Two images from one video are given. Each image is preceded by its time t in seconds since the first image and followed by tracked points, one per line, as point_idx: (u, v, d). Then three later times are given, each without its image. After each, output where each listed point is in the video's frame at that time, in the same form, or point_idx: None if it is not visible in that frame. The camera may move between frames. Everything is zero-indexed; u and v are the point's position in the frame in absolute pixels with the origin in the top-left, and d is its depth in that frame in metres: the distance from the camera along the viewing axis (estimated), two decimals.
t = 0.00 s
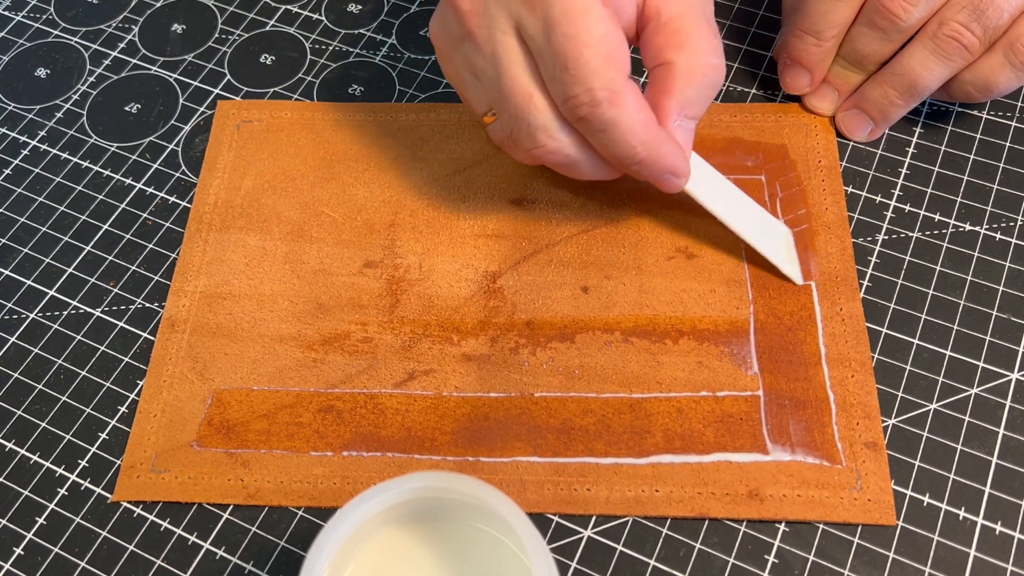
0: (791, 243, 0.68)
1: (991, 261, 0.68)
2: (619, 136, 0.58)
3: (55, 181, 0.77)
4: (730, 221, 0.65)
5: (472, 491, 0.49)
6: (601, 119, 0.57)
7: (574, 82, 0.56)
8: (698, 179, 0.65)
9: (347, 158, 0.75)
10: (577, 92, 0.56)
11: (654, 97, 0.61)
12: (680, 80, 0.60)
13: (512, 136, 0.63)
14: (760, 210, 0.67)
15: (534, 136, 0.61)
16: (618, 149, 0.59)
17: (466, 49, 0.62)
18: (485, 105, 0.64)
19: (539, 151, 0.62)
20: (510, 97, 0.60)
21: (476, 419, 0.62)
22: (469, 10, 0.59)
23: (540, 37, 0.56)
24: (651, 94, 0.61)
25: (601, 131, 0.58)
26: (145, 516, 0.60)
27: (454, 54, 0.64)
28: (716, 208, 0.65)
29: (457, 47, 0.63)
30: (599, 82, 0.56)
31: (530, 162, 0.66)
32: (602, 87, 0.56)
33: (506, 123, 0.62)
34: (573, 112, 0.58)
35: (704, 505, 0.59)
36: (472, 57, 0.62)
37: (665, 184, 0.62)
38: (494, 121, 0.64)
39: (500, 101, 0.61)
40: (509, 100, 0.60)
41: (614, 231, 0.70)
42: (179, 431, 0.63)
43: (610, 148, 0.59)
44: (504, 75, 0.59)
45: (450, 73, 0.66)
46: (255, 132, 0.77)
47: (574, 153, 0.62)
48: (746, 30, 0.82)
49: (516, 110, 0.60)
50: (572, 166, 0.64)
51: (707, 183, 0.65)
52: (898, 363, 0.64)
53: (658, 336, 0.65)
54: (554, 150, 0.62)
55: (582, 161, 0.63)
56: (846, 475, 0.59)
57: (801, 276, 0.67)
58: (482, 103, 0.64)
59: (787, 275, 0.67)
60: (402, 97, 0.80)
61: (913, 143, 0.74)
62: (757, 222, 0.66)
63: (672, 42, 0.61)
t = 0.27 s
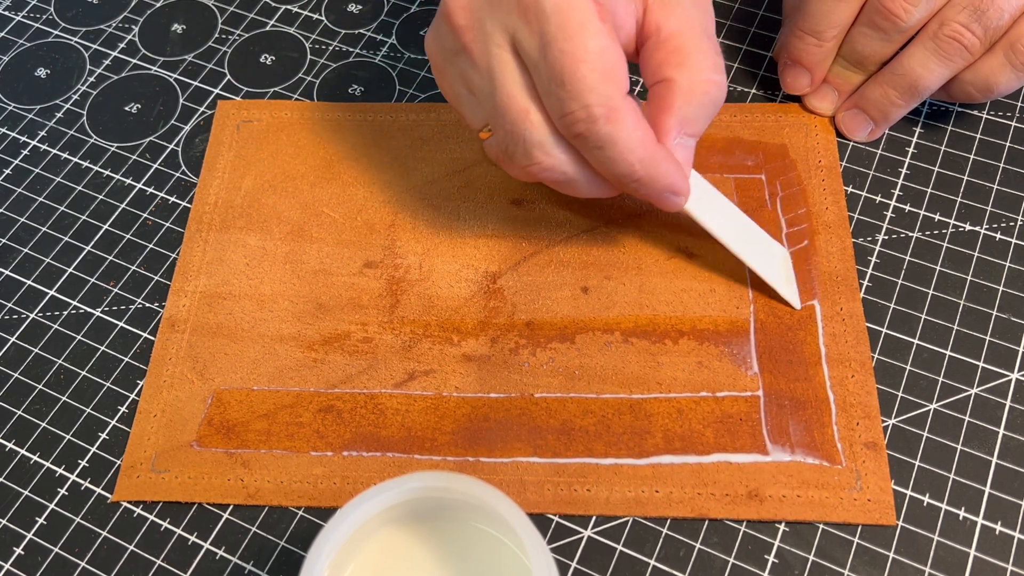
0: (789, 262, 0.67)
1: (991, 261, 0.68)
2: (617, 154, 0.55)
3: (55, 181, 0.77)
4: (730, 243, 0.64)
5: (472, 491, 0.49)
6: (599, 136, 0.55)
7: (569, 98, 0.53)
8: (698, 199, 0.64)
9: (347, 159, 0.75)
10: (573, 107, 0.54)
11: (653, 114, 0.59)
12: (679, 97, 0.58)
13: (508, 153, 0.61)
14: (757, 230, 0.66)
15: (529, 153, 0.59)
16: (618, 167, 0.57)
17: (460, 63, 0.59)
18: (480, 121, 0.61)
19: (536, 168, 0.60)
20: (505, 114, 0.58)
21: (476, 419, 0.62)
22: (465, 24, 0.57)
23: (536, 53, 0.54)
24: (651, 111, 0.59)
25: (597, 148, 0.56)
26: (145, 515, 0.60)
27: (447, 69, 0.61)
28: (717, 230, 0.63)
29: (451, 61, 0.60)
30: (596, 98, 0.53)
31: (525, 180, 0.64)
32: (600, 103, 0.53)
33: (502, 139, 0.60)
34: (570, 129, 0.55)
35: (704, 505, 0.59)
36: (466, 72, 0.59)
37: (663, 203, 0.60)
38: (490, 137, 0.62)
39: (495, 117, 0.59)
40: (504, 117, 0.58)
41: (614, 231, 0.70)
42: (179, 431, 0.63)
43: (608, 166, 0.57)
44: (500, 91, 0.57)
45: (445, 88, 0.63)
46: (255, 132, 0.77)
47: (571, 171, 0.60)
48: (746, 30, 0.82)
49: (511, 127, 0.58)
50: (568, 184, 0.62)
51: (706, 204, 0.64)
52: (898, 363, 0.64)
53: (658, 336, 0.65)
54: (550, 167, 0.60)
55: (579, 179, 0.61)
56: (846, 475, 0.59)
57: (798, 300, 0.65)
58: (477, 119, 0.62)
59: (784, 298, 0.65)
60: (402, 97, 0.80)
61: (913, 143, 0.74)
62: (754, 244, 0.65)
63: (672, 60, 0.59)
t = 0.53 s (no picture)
0: (805, 277, 0.65)
1: (991, 261, 0.68)
2: (635, 162, 0.53)
3: (55, 181, 0.77)
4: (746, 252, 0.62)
5: (472, 491, 0.49)
6: (617, 142, 0.52)
7: (587, 103, 0.51)
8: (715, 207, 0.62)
9: (347, 158, 0.75)
10: (591, 112, 0.51)
11: (668, 120, 0.57)
12: (696, 102, 0.56)
13: (519, 162, 0.58)
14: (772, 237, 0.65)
15: (542, 159, 0.56)
16: (634, 175, 0.54)
17: (470, 68, 0.57)
18: (491, 129, 0.59)
19: (547, 176, 0.57)
20: (519, 120, 0.55)
21: (476, 419, 0.62)
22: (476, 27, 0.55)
23: (552, 56, 0.52)
24: (665, 118, 0.57)
25: (616, 155, 0.53)
26: (145, 515, 0.60)
27: (456, 74, 0.59)
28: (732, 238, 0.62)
29: (460, 66, 0.58)
30: (615, 102, 0.51)
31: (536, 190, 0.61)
32: (618, 107, 0.51)
33: (514, 147, 0.57)
34: (587, 134, 0.53)
35: (704, 505, 0.59)
36: (477, 77, 0.57)
37: (679, 212, 0.57)
38: (500, 145, 0.59)
39: (507, 125, 0.56)
40: (517, 124, 0.56)
41: (614, 230, 0.70)
42: (179, 431, 0.63)
43: (623, 173, 0.54)
44: (512, 97, 0.55)
45: (453, 94, 0.61)
46: (255, 132, 0.77)
47: (585, 180, 0.57)
48: (746, 30, 0.82)
49: (524, 133, 0.55)
50: (581, 194, 0.59)
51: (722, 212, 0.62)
52: (898, 363, 0.64)
53: (658, 335, 0.65)
54: (564, 176, 0.57)
55: (593, 190, 0.58)
56: (846, 475, 0.59)
57: (813, 313, 0.65)
58: (487, 126, 0.60)
59: (801, 309, 0.64)
60: (402, 97, 0.80)
61: (913, 143, 0.74)
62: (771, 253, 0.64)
63: (686, 64, 0.57)
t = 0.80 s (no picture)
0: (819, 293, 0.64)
1: (991, 261, 0.68)
2: (649, 180, 0.52)
3: (55, 181, 0.78)
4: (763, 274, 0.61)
5: (472, 491, 0.49)
6: (631, 160, 0.51)
7: (600, 122, 0.50)
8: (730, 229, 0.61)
9: (347, 158, 0.75)
10: (604, 131, 0.50)
11: (681, 137, 0.56)
12: (708, 120, 0.55)
13: (530, 180, 0.57)
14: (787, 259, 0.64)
15: (554, 180, 0.55)
16: (649, 194, 0.53)
17: (479, 86, 0.55)
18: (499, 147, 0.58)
19: (560, 195, 0.56)
20: (530, 139, 0.54)
21: (476, 419, 0.62)
22: (485, 44, 0.53)
23: (565, 75, 0.50)
24: (676, 134, 0.56)
25: (629, 174, 0.52)
26: (145, 515, 0.60)
27: (465, 91, 0.57)
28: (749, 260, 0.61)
29: (469, 84, 0.56)
30: (628, 121, 0.49)
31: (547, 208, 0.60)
32: (632, 126, 0.50)
33: (525, 166, 0.56)
34: (600, 153, 0.52)
35: (704, 505, 0.59)
36: (487, 96, 0.55)
37: (693, 230, 0.56)
38: (510, 164, 0.58)
39: (518, 142, 0.55)
40: (529, 143, 0.54)
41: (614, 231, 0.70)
42: (179, 431, 0.63)
43: (636, 191, 0.53)
44: (523, 116, 0.53)
45: (460, 111, 0.60)
46: (255, 132, 0.77)
47: (598, 199, 0.56)
48: (746, 30, 0.82)
49: (535, 153, 0.54)
50: (593, 212, 0.58)
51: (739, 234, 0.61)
52: (898, 363, 0.64)
53: (658, 335, 0.65)
54: (576, 195, 0.56)
55: (606, 209, 0.57)
56: (846, 475, 0.59)
57: (831, 330, 0.63)
58: (496, 144, 0.58)
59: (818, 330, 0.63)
60: (402, 97, 0.80)
61: (913, 143, 0.74)
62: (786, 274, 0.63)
63: (698, 82, 0.56)
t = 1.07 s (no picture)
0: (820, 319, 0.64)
1: (991, 261, 0.68)
2: (657, 212, 0.50)
3: (55, 181, 0.77)
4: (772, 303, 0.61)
5: (472, 491, 0.49)
6: (639, 193, 0.50)
7: (609, 154, 0.49)
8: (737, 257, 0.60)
9: (347, 158, 0.75)
10: (613, 164, 0.49)
11: (686, 164, 0.55)
12: (713, 147, 0.54)
13: (535, 210, 0.56)
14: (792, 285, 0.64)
15: (561, 211, 0.53)
16: (657, 225, 0.51)
17: (483, 114, 0.54)
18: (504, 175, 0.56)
19: (566, 226, 0.55)
20: (536, 169, 0.52)
21: (476, 418, 0.62)
22: (492, 73, 0.52)
23: (572, 108, 0.49)
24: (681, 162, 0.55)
25: (638, 206, 0.51)
26: (145, 515, 0.60)
27: (468, 119, 0.56)
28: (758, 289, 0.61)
29: (473, 111, 0.55)
30: (638, 153, 0.48)
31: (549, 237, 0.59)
32: (641, 159, 0.48)
33: (530, 196, 0.55)
34: (607, 185, 0.50)
35: (704, 505, 0.58)
36: (491, 124, 0.54)
37: (698, 259, 0.55)
38: (515, 192, 0.56)
39: (523, 172, 0.53)
40: (535, 173, 0.52)
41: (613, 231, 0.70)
42: (178, 430, 0.63)
43: (644, 224, 0.52)
44: (529, 146, 0.52)
45: (462, 138, 0.58)
46: (255, 131, 0.77)
47: (605, 229, 0.55)
48: (746, 30, 0.82)
49: (541, 183, 0.53)
50: (599, 241, 0.56)
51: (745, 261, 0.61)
52: (898, 363, 0.64)
53: (659, 335, 0.65)
54: (583, 225, 0.54)
55: (612, 240, 0.56)
56: (846, 474, 0.59)
57: (832, 355, 0.63)
58: (500, 171, 0.56)
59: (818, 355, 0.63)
60: (402, 97, 0.80)
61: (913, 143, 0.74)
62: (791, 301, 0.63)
63: (703, 109, 0.54)
